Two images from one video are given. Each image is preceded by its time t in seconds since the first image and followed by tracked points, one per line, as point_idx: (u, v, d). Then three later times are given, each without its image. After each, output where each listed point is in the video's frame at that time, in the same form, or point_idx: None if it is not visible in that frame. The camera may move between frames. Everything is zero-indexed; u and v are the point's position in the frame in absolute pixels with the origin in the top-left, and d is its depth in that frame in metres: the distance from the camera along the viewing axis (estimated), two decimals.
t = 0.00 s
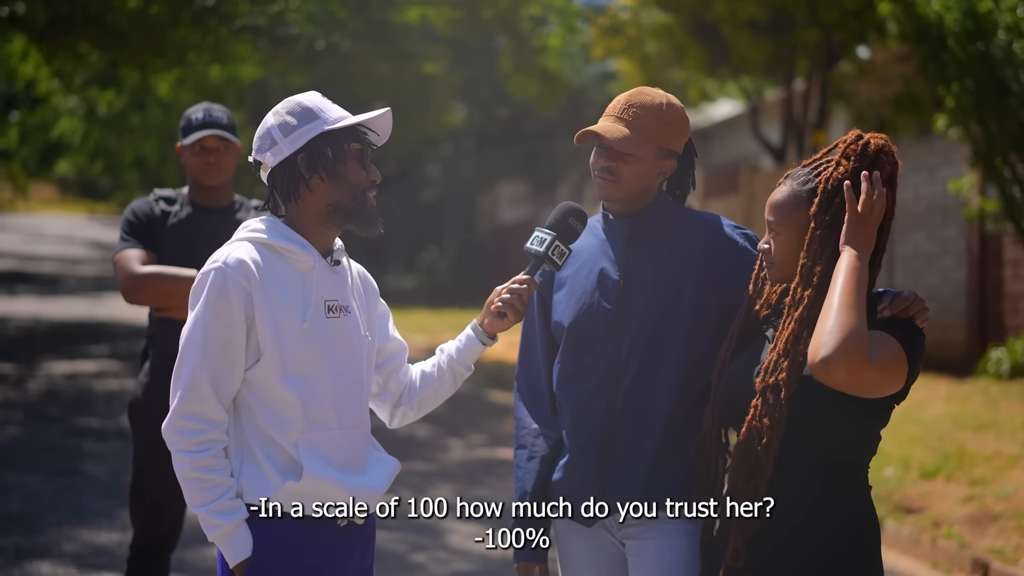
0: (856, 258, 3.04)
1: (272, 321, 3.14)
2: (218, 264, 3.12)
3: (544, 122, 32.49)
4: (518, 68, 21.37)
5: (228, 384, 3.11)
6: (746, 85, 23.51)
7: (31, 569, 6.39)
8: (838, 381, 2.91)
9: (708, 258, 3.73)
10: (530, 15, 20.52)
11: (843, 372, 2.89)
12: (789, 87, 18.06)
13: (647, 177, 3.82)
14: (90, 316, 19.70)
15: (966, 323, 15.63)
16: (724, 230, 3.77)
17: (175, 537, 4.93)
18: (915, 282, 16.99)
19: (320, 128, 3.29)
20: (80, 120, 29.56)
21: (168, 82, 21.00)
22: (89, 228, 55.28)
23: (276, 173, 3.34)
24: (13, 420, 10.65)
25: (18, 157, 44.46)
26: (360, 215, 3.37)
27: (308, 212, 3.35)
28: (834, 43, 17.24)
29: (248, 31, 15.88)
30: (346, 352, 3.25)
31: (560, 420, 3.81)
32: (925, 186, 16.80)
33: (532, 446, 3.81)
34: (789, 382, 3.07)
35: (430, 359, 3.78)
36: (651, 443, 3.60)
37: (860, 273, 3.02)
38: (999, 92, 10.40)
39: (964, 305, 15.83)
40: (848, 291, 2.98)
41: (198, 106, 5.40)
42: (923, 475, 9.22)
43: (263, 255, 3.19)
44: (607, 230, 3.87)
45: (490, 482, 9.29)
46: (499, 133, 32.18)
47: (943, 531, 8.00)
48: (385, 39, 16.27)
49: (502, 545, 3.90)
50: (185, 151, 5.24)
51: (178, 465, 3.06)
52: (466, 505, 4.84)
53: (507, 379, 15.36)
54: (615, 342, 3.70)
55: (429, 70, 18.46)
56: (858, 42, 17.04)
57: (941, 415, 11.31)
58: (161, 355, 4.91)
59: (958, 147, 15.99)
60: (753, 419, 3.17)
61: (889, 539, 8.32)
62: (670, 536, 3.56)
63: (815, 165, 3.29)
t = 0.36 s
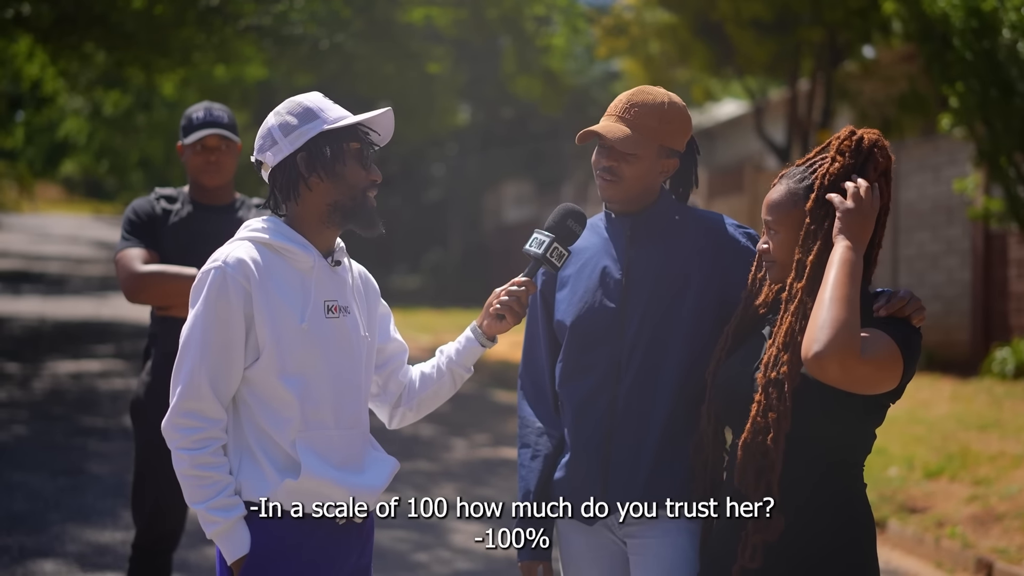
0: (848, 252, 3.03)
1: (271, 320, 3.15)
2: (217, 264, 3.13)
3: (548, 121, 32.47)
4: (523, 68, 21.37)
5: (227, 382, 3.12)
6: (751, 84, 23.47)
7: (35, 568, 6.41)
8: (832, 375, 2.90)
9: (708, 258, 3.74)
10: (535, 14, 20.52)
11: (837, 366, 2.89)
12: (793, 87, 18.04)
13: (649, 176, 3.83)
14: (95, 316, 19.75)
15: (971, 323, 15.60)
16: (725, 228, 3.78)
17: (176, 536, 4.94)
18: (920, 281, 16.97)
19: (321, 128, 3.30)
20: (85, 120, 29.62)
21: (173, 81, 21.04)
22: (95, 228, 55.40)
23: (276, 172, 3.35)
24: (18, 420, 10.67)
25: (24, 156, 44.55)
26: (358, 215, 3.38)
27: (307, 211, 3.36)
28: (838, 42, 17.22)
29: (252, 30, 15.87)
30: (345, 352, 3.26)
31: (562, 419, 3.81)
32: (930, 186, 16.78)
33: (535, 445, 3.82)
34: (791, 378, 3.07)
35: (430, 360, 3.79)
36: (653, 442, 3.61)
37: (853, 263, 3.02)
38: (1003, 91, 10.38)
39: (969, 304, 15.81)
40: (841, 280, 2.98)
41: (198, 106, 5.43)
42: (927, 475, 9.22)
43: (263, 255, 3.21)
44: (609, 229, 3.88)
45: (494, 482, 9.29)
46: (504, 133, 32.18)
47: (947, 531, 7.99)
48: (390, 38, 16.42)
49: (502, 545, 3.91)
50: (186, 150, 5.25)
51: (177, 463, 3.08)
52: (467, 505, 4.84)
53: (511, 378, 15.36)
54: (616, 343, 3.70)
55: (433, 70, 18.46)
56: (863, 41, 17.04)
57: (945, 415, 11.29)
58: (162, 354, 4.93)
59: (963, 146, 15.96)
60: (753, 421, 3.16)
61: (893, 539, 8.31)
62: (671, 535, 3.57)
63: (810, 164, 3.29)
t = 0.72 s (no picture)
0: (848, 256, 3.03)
1: (269, 320, 3.15)
2: (215, 263, 3.13)
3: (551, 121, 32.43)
4: (524, 68, 21.38)
5: (226, 381, 3.12)
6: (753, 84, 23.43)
7: (36, 568, 6.42)
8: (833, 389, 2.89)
9: (709, 257, 3.73)
10: (537, 14, 20.52)
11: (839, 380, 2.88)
12: (796, 86, 18.04)
13: (650, 175, 3.83)
14: (97, 315, 19.77)
15: (973, 323, 15.58)
16: (724, 227, 3.78)
17: (176, 536, 4.94)
18: (922, 281, 16.96)
19: (314, 126, 3.30)
20: (88, 120, 29.67)
21: (175, 80, 21.07)
22: (97, 228, 55.41)
23: (271, 172, 3.36)
24: (19, 419, 10.68)
25: (27, 156, 44.59)
26: (354, 212, 3.38)
27: (304, 209, 3.37)
28: (841, 42, 17.20)
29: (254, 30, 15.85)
30: (344, 351, 3.26)
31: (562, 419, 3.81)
32: (932, 185, 16.76)
33: (534, 445, 3.82)
34: (791, 375, 3.08)
35: (430, 359, 3.79)
36: (652, 441, 3.61)
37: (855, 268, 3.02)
38: (1006, 89, 10.35)
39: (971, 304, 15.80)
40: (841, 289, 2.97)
41: (197, 104, 5.43)
42: (928, 475, 9.21)
43: (260, 254, 3.20)
44: (608, 228, 3.88)
45: (495, 482, 9.28)
46: (506, 133, 32.19)
47: (949, 531, 7.99)
48: (391, 38, 16.44)
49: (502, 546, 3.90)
50: (184, 150, 5.25)
51: (177, 462, 3.07)
52: (466, 505, 4.83)
53: (512, 378, 15.36)
54: (616, 342, 3.70)
55: (435, 70, 18.45)
56: (865, 41, 17.03)
57: (947, 415, 11.28)
58: (162, 353, 4.93)
59: (965, 145, 15.95)
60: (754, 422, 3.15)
61: (894, 539, 8.30)
62: (670, 535, 3.57)
63: (806, 162, 3.29)
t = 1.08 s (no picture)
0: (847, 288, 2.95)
1: (265, 318, 3.14)
2: (211, 260, 3.12)
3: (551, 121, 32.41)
4: (524, 68, 21.37)
5: (223, 380, 3.11)
6: (754, 84, 23.46)
7: (35, 568, 6.41)
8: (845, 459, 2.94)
9: (707, 253, 3.73)
10: (537, 14, 20.53)
11: (851, 448, 2.92)
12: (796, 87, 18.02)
13: (642, 173, 3.82)
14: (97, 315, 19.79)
15: (974, 323, 15.58)
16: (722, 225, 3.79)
17: (174, 535, 4.94)
18: (923, 281, 16.95)
19: (306, 125, 3.30)
20: (88, 120, 29.70)
21: (175, 80, 21.09)
22: (97, 228, 55.36)
23: (264, 172, 3.36)
24: (19, 419, 10.69)
25: (28, 156, 44.57)
26: (348, 210, 3.37)
27: (297, 206, 3.36)
28: (842, 42, 17.19)
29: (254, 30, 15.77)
30: (341, 349, 3.26)
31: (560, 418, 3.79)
32: (933, 185, 16.76)
33: (531, 444, 3.80)
34: (797, 375, 3.08)
35: (427, 358, 3.78)
36: (651, 439, 3.60)
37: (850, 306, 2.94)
38: (1006, 89, 10.34)
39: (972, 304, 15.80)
40: (831, 362, 2.92)
41: (196, 104, 5.43)
42: (928, 475, 9.20)
43: (256, 253, 3.20)
44: (606, 228, 3.87)
45: (495, 482, 9.27)
46: (506, 133, 32.17)
47: (949, 531, 7.98)
48: (390, 38, 16.47)
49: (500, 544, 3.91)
50: (183, 149, 5.25)
51: (174, 461, 3.07)
52: (466, 505, 4.83)
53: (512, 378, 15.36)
54: (614, 341, 3.69)
55: (435, 69, 18.46)
56: (865, 41, 17.03)
57: (948, 415, 11.27)
58: (160, 351, 4.92)
59: (965, 145, 15.94)
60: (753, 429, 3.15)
61: (895, 540, 8.30)
62: (668, 535, 3.56)
63: (804, 162, 3.28)
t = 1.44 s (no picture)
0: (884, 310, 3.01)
1: (260, 316, 3.13)
2: (207, 259, 3.11)
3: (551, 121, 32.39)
4: (524, 67, 21.37)
5: (218, 379, 3.11)
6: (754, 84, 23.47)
7: (33, 567, 6.41)
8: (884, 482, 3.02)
9: (703, 252, 3.73)
10: (537, 13, 20.53)
11: (888, 470, 3.00)
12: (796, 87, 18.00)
13: (639, 172, 3.81)
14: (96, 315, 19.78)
15: (974, 324, 15.57)
16: (718, 225, 3.79)
17: (173, 535, 4.93)
18: (923, 281, 16.94)
19: (303, 124, 3.29)
20: (88, 120, 29.70)
21: (175, 79, 21.08)
22: (97, 228, 55.33)
23: (261, 171, 3.35)
24: (18, 418, 10.69)
25: (28, 156, 44.56)
26: (345, 211, 3.37)
27: (294, 206, 3.35)
28: (842, 42, 17.20)
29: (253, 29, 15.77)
30: (336, 348, 3.25)
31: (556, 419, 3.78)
32: (932, 185, 16.75)
33: (528, 446, 3.80)
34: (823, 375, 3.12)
35: (422, 358, 3.78)
36: (647, 439, 3.59)
37: (881, 331, 3.01)
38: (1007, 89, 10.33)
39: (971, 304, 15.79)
40: (862, 385, 2.99)
41: (194, 102, 5.42)
42: (928, 475, 9.18)
43: (251, 252, 3.19)
44: (601, 227, 3.87)
45: (494, 482, 9.26)
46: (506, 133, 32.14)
47: (949, 531, 7.97)
48: (389, 39, 16.53)
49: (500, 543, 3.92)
50: (181, 147, 5.24)
51: (169, 461, 3.06)
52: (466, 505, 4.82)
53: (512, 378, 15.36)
54: (610, 340, 3.68)
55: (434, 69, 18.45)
56: (866, 41, 17.04)
57: (948, 415, 11.25)
58: (158, 350, 4.91)
59: (965, 145, 15.93)
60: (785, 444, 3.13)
61: (895, 540, 8.29)
62: (666, 535, 3.55)
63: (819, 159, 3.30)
